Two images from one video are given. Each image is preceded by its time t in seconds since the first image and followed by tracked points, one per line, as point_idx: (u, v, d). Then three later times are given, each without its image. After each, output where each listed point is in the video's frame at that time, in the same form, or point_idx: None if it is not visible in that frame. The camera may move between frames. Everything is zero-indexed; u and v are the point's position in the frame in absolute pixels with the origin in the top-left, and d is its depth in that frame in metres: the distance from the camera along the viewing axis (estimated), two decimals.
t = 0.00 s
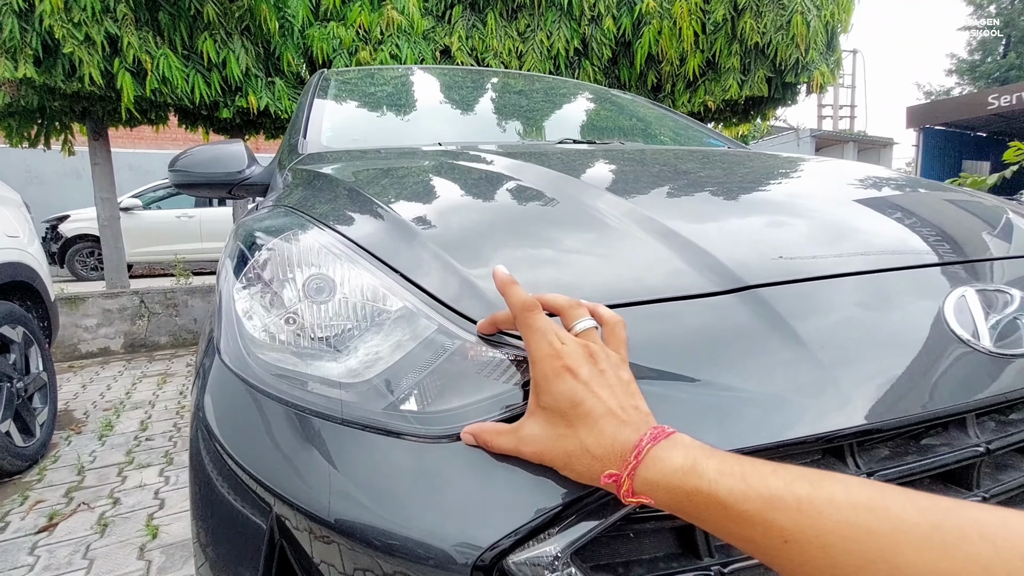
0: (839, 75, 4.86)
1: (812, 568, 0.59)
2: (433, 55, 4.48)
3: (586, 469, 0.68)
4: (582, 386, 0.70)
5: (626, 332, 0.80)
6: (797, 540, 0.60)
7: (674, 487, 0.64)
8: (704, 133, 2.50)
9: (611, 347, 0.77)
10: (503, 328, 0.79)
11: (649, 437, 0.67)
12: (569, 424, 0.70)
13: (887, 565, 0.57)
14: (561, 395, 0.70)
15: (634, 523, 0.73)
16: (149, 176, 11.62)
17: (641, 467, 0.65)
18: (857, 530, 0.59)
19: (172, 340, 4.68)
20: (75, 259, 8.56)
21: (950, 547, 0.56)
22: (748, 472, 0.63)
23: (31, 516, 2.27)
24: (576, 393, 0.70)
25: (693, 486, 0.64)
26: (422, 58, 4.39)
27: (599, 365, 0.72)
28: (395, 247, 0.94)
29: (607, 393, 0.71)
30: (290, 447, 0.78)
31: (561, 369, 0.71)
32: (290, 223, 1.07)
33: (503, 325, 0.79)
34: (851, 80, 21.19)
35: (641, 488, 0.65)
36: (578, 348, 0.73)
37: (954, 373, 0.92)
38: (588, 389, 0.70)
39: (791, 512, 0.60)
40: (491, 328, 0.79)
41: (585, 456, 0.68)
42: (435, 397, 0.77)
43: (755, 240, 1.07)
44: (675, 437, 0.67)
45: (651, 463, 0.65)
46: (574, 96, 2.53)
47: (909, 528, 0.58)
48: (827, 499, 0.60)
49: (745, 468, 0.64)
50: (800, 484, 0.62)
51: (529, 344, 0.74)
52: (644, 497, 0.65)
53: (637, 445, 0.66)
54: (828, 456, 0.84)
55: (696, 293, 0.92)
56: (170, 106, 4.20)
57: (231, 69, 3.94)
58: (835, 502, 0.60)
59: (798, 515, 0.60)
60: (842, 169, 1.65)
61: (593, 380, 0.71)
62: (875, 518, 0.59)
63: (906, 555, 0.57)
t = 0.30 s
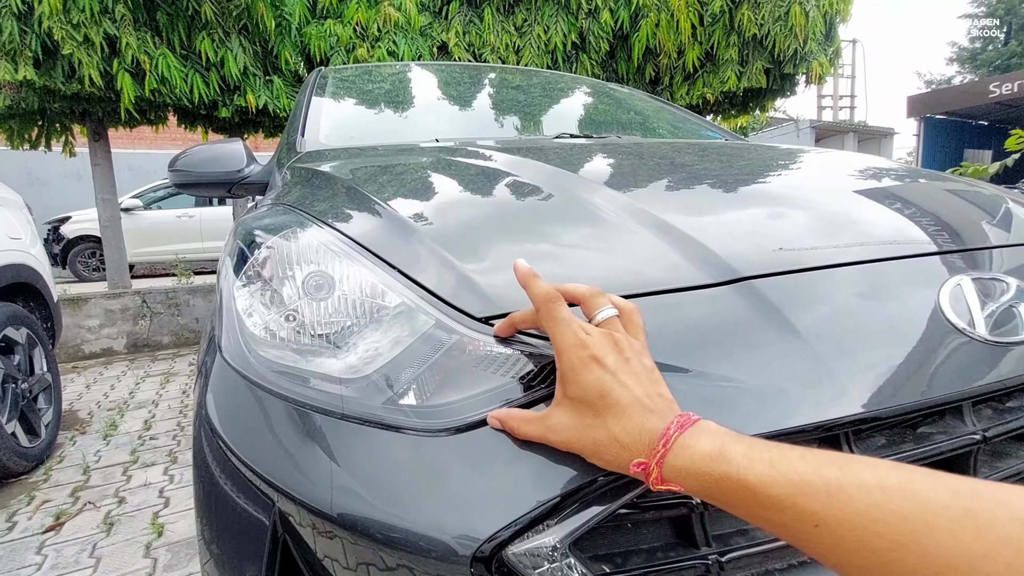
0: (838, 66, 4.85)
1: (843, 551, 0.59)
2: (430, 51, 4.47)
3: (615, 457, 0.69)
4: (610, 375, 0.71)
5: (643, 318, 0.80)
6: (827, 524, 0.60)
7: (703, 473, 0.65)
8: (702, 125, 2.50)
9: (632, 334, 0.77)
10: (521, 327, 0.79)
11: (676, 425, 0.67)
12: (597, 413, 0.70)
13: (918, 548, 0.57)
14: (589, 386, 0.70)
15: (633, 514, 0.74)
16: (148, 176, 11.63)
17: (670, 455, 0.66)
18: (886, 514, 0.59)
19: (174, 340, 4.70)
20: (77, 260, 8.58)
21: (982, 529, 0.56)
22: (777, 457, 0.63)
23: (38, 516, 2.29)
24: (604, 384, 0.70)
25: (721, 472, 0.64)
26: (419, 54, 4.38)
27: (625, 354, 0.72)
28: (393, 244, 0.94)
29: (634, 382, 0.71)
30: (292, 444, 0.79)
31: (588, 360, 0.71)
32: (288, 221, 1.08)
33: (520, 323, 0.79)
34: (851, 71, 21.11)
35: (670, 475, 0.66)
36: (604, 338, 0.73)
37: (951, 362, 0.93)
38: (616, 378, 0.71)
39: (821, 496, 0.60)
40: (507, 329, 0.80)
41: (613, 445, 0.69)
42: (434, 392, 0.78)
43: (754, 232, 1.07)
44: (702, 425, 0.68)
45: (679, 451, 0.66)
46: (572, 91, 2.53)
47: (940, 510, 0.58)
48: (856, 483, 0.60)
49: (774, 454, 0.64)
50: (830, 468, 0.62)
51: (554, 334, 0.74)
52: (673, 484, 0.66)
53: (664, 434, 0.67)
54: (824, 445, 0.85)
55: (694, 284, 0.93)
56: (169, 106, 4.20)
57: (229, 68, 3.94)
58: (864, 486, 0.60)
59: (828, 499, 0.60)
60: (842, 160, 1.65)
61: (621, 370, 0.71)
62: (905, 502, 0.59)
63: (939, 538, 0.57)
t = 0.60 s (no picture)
0: (835, 58, 4.83)
1: (870, 537, 0.59)
2: (428, 48, 4.44)
3: (637, 446, 0.69)
4: (631, 362, 0.71)
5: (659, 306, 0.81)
6: (853, 510, 0.60)
7: (727, 461, 0.65)
8: (700, 120, 2.49)
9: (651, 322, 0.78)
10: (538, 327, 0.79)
11: (699, 412, 0.68)
12: (619, 401, 0.71)
13: (947, 532, 0.57)
14: (611, 374, 0.71)
15: (628, 510, 0.74)
16: (147, 177, 11.63)
17: (693, 442, 0.67)
18: (913, 499, 0.58)
19: (174, 340, 4.70)
20: (76, 261, 8.59)
21: (1013, 513, 0.55)
22: (802, 443, 0.64)
23: (37, 518, 2.30)
24: (626, 371, 0.71)
25: (746, 459, 0.65)
26: (417, 51, 4.36)
27: (646, 341, 0.73)
28: (386, 242, 0.94)
29: (654, 369, 0.72)
30: (287, 443, 0.79)
31: (609, 348, 0.72)
32: (282, 220, 1.08)
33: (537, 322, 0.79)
34: (850, 63, 21.04)
35: (694, 463, 0.66)
36: (624, 326, 0.74)
37: (946, 353, 0.93)
38: (637, 365, 0.71)
39: (847, 482, 0.60)
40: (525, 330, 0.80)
41: (636, 434, 0.69)
42: (428, 389, 0.78)
43: (752, 226, 1.07)
44: (725, 412, 0.68)
45: (702, 438, 0.66)
46: (569, 86, 2.53)
47: (969, 494, 0.57)
48: (882, 467, 0.60)
49: (798, 440, 0.64)
50: (857, 453, 0.62)
51: (573, 324, 0.75)
52: (697, 472, 0.67)
53: (687, 421, 0.68)
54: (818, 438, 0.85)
55: (689, 278, 0.93)
56: (167, 107, 4.20)
57: (227, 68, 3.93)
58: (891, 471, 0.60)
59: (854, 484, 0.60)
60: (840, 152, 1.65)
61: (642, 357, 0.72)
62: (932, 486, 0.58)
63: (969, 522, 0.56)
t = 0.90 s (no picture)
0: (827, 56, 4.85)
1: (886, 527, 0.61)
2: (422, 49, 4.45)
3: (654, 439, 0.70)
4: (647, 356, 0.72)
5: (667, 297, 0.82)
6: (870, 500, 0.62)
7: (743, 453, 0.67)
8: (694, 118, 2.50)
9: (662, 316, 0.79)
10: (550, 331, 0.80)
11: (714, 405, 0.69)
12: (634, 395, 0.71)
13: (963, 521, 0.59)
14: (627, 369, 0.71)
15: (621, 509, 0.74)
16: (143, 179, 11.61)
17: (709, 435, 0.68)
18: (929, 489, 0.60)
19: (170, 343, 4.70)
20: (72, 265, 8.57)
21: None
22: (817, 435, 0.65)
23: (34, 524, 2.29)
24: (642, 365, 0.72)
25: (762, 451, 0.66)
26: (411, 52, 4.36)
27: (660, 335, 0.74)
28: (380, 245, 0.94)
29: (669, 363, 0.72)
30: (282, 447, 0.79)
31: (624, 343, 0.72)
32: (274, 223, 1.09)
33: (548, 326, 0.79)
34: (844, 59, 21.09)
35: (711, 456, 0.68)
36: (638, 321, 0.75)
37: (936, 349, 0.93)
38: (652, 359, 0.72)
39: (863, 472, 0.62)
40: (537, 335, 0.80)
41: (651, 427, 0.70)
42: (421, 391, 0.78)
43: (745, 224, 1.07)
44: (739, 404, 0.70)
45: (718, 431, 0.68)
46: (564, 86, 2.53)
47: (985, 483, 0.59)
48: (899, 458, 0.62)
49: (813, 432, 0.66)
50: (872, 444, 0.64)
51: (588, 321, 0.75)
52: (714, 464, 0.68)
53: (703, 414, 0.69)
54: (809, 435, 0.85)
55: (681, 276, 0.93)
56: (162, 110, 4.19)
57: (222, 70, 3.93)
58: (908, 460, 0.62)
59: (870, 475, 0.62)
60: (833, 150, 1.65)
61: (657, 351, 0.73)
62: (947, 475, 0.60)
63: (986, 511, 0.58)
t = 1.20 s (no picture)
0: (827, 53, 4.84)
1: (903, 516, 0.61)
2: (421, 47, 4.44)
3: (668, 430, 0.71)
4: (660, 348, 0.72)
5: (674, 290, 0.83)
6: (887, 489, 0.62)
7: (758, 443, 0.67)
8: (693, 115, 2.49)
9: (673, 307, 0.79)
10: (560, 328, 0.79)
11: (727, 396, 0.70)
12: (648, 386, 0.72)
13: (981, 511, 0.59)
14: (641, 360, 0.72)
15: (619, 505, 0.74)
16: (143, 178, 11.60)
17: (723, 425, 0.68)
18: (946, 478, 0.60)
19: (170, 341, 4.70)
20: (72, 263, 8.57)
21: None
22: (834, 424, 0.66)
23: (34, 521, 2.29)
24: (655, 357, 0.72)
25: (776, 440, 0.66)
26: (410, 50, 4.35)
27: (672, 327, 0.74)
28: (377, 242, 0.94)
29: (681, 354, 0.73)
30: (280, 444, 0.79)
31: (638, 334, 0.73)
32: (271, 220, 1.08)
33: (559, 322, 0.79)
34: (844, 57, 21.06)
35: (725, 446, 0.68)
36: (651, 313, 0.75)
37: (936, 345, 0.93)
38: (665, 350, 0.72)
39: (879, 462, 0.62)
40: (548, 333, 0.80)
41: (666, 418, 0.71)
42: (418, 388, 0.78)
43: (745, 220, 1.07)
44: (752, 394, 0.70)
45: (733, 421, 0.68)
46: (564, 84, 2.53)
47: (1002, 472, 0.59)
48: (915, 447, 0.62)
49: (829, 421, 0.66)
50: (888, 434, 0.64)
51: (601, 313, 0.75)
52: (728, 454, 0.69)
53: (716, 405, 0.69)
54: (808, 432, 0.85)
55: (681, 272, 0.93)
56: (160, 107, 4.19)
57: (220, 68, 3.93)
58: (924, 450, 0.62)
59: (886, 464, 0.62)
60: (834, 147, 1.65)
61: (670, 342, 0.73)
62: (966, 465, 0.60)
63: (1004, 500, 0.58)
